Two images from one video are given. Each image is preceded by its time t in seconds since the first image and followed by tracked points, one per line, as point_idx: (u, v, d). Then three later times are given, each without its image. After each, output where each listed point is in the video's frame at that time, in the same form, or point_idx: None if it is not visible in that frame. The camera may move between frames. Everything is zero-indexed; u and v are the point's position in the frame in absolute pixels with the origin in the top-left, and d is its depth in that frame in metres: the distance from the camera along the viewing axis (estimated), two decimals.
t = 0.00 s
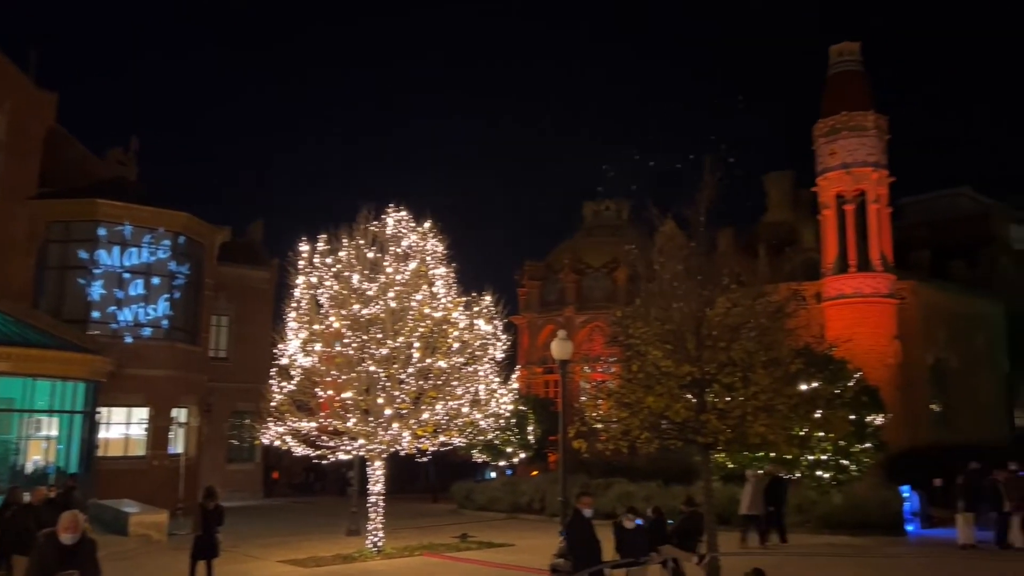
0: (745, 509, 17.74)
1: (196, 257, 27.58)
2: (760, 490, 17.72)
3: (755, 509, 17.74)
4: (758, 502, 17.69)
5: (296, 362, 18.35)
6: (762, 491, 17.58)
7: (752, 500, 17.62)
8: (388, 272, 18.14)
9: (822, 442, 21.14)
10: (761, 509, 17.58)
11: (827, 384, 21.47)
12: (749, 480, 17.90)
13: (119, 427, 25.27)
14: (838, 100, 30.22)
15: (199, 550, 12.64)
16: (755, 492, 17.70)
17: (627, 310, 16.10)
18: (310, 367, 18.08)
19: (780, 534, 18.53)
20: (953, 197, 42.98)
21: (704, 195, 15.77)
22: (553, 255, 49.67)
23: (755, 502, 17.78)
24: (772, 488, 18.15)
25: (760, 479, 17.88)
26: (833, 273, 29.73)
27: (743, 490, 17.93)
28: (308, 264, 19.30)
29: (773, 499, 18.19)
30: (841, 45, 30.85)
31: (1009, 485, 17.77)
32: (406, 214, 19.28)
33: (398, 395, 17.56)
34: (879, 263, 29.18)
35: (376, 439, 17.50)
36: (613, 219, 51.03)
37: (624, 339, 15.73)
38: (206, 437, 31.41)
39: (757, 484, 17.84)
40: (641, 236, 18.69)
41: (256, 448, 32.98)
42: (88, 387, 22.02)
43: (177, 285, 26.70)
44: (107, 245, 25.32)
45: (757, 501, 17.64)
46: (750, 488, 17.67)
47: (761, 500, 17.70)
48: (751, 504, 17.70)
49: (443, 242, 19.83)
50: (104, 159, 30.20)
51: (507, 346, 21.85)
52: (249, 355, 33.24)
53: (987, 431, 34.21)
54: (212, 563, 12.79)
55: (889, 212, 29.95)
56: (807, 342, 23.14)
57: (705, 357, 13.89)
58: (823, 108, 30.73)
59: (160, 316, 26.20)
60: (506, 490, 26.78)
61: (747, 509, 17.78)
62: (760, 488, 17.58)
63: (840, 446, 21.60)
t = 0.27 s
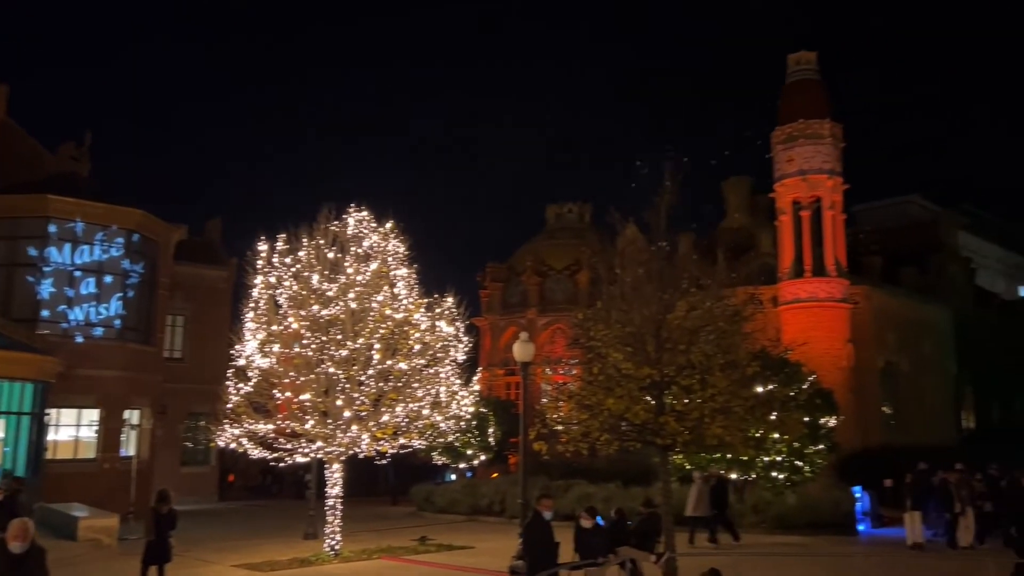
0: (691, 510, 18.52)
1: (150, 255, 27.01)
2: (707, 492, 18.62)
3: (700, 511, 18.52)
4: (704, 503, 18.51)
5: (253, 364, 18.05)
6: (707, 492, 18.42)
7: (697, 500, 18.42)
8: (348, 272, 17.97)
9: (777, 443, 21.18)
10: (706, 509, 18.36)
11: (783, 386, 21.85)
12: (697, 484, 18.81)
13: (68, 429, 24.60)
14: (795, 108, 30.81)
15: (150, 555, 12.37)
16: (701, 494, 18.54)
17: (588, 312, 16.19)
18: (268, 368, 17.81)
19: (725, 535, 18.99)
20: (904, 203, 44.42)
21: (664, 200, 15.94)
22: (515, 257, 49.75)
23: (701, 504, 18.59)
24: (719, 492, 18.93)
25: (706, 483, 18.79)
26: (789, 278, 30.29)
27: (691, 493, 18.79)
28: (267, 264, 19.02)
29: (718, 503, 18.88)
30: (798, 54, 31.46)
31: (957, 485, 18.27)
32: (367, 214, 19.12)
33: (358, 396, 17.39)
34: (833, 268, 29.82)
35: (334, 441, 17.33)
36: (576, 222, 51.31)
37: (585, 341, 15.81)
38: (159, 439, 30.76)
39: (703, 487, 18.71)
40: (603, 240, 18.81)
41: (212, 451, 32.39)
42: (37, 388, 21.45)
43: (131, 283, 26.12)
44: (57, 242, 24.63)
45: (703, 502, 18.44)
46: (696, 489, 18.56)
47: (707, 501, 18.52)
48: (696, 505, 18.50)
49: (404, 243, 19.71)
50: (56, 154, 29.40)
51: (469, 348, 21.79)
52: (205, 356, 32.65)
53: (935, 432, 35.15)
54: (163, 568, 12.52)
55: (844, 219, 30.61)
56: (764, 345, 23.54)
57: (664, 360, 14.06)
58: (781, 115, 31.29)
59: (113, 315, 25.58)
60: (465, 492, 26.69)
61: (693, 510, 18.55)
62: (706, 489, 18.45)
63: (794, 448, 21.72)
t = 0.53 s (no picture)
0: (644, 511, 19.41)
1: (107, 255, 26.43)
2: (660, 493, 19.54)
3: (652, 512, 19.42)
4: (656, 503, 19.43)
5: (212, 366, 17.77)
6: (661, 493, 19.33)
7: (650, 501, 19.32)
8: (311, 274, 17.76)
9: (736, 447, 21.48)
10: (658, 509, 19.28)
11: (744, 390, 22.15)
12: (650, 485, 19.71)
13: (18, 433, 23.92)
14: (757, 116, 31.30)
15: (105, 562, 12.06)
16: (654, 495, 19.47)
17: (553, 316, 16.25)
18: (227, 370, 17.54)
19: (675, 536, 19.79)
20: (862, 211, 45.45)
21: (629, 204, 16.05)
22: (481, 260, 49.68)
23: (653, 505, 19.49)
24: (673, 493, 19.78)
25: (661, 485, 19.68)
26: (750, 283, 30.75)
27: (644, 494, 19.67)
28: (227, 264, 18.73)
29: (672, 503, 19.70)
30: (760, 63, 31.96)
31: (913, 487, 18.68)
32: (330, 215, 18.93)
33: (320, 400, 17.20)
34: (793, 274, 30.35)
35: (295, 444, 17.18)
36: (541, 225, 51.46)
37: (550, 344, 15.85)
38: (114, 443, 30.07)
39: (657, 489, 19.63)
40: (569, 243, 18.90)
41: (169, 454, 31.76)
42: None
43: (86, 283, 25.58)
44: (10, 240, 23.86)
45: (655, 503, 19.35)
46: (650, 490, 19.50)
47: (661, 503, 19.41)
48: (649, 505, 19.40)
49: (368, 245, 19.54)
50: (9, 150, 28.56)
51: (433, 351, 21.70)
52: (163, 357, 32.03)
53: (890, 435, 35.94)
54: None
55: (803, 225, 31.15)
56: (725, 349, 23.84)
57: (628, 363, 14.18)
58: (743, 123, 31.76)
59: (67, 316, 24.99)
60: (428, 496, 26.53)
61: (646, 511, 19.46)
62: (659, 491, 19.41)
63: (754, 451, 21.96)
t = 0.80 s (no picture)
0: (604, 516, 19.28)
1: (65, 255, 25.82)
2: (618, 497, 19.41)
3: (612, 516, 19.30)
4: (615, 507, 19.31)
5: (173, 369, 17.50)
6: (619, 498, 19.23)
7: (608, 506, 19.16)
8: (275, 276, 17.53)
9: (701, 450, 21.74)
10: (617, 512, 19.16)
11: (708, 394, 22.37)
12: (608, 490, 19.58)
13: None
14: (723, 124, 31.69)
15: (60, 571, 11.74)
16: (613, 499, 19.36)
17: (520, 320, 16.25)
18: (189, 374, 17.28)
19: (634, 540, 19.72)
20: (824, 218, 46.25)
21: (597, 209, 16.11)
22: (448, 263, 49.48)
23: (612, 509, 19.40)
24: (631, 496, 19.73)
25: (619, 488, 19.61)
26: (715, 289, 31.10)
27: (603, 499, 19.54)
28: (190, 266, 18.42)
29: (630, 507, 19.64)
30: (726, 72, 32.37)
31: (877, 490, 19.01)
32: (296, 217, 18.72)
33: (283, 404, 16.98)
34: (757, 280, 30.77)
35: (258, 449, 16.90)
36: (509, 229, 51.50)
37: (517, 349, 15.84)
38: (71, 447, 29.35)
39: (616, 493, 19.55)
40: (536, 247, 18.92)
41: (128, 459, 31.11)
42: None
43: (42, 284, 24.94)
44: None
45: (614, 507, 19.24)
46: (609, 495, 19.36)
47: (619, 508, 19.33)
48: (609, 510, 19.31)
49: (334, 247, 19.35)
50: None
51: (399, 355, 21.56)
52: (123, 361, 31.40)
53: (851, 439, 36.57)
54: None
55: (767, 232, 31.60)
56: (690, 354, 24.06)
57: (594, 367, 14.22)
58: (709, 130, 32.14)
59: (23, 317, 24.25)
60: (393, 501, 26.32)
61: (606, 515, 19.30)
62: (617, 494, 19.29)
63: (718, 455, 22.18)
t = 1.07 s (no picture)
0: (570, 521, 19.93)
1: (25, 255, 25.23)
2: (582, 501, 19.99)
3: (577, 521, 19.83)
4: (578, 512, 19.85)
5: (136, 372, 17.24)
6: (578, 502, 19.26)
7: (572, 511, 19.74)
8: (242, 278, 17.29)
9: (669, 454, 21.44)
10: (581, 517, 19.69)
11: (676, 398, 22.54)
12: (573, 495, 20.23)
13: None
14: (692, 131, 32.00)
15: None
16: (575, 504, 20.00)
17: (490, 324, 16.24)
18: (152, 377, 17.03)
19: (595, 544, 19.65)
20: (791, 225, 46.95)
21: (568, 213, 16.14)
22: (418, 267, 49.28)
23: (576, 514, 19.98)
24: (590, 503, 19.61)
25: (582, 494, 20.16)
26: (684, 294, 31.37)
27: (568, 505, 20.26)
28: (155, 267, 18.12)
29: (590, 511, 19.69)
30: (696, 79, 32.72)
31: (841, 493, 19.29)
32: (264, 219, 18.50)
33: (249, 407, 16.72)
34: (724, 286, 31.11)
35: (223, 454, 16.59)
36: (480, 233, 51.48)
37: (487, 352, 15.81)
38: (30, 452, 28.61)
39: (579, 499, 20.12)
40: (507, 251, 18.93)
41: (88, 464, 30.48)
42: None
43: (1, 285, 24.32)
44: None
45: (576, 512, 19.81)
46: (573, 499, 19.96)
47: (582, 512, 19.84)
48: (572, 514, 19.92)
49: (303, 249, 19.15)
50: None
51: (368, 359, 21.42)
52: (84, 363, 30.76)
53: (815, 443, 37.09)
54: None
55: (735, 238, 31.94)
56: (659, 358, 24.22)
57: (564, 372, 14.21)
58: (678, 137, 32.45)
59: None
60: (361, 506, 26.07)
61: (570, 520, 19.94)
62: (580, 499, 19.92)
63: (686, 458, 22.35)
